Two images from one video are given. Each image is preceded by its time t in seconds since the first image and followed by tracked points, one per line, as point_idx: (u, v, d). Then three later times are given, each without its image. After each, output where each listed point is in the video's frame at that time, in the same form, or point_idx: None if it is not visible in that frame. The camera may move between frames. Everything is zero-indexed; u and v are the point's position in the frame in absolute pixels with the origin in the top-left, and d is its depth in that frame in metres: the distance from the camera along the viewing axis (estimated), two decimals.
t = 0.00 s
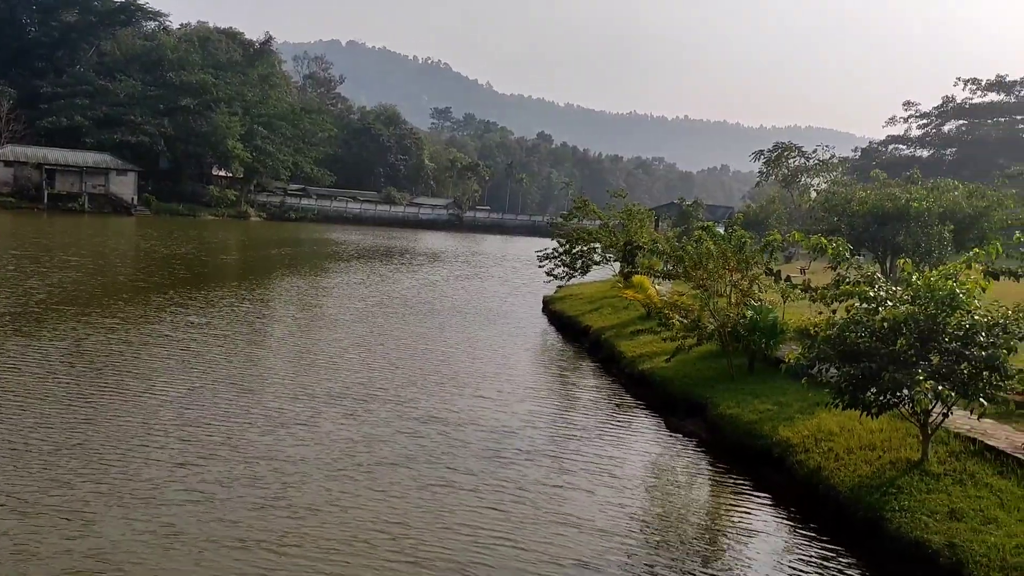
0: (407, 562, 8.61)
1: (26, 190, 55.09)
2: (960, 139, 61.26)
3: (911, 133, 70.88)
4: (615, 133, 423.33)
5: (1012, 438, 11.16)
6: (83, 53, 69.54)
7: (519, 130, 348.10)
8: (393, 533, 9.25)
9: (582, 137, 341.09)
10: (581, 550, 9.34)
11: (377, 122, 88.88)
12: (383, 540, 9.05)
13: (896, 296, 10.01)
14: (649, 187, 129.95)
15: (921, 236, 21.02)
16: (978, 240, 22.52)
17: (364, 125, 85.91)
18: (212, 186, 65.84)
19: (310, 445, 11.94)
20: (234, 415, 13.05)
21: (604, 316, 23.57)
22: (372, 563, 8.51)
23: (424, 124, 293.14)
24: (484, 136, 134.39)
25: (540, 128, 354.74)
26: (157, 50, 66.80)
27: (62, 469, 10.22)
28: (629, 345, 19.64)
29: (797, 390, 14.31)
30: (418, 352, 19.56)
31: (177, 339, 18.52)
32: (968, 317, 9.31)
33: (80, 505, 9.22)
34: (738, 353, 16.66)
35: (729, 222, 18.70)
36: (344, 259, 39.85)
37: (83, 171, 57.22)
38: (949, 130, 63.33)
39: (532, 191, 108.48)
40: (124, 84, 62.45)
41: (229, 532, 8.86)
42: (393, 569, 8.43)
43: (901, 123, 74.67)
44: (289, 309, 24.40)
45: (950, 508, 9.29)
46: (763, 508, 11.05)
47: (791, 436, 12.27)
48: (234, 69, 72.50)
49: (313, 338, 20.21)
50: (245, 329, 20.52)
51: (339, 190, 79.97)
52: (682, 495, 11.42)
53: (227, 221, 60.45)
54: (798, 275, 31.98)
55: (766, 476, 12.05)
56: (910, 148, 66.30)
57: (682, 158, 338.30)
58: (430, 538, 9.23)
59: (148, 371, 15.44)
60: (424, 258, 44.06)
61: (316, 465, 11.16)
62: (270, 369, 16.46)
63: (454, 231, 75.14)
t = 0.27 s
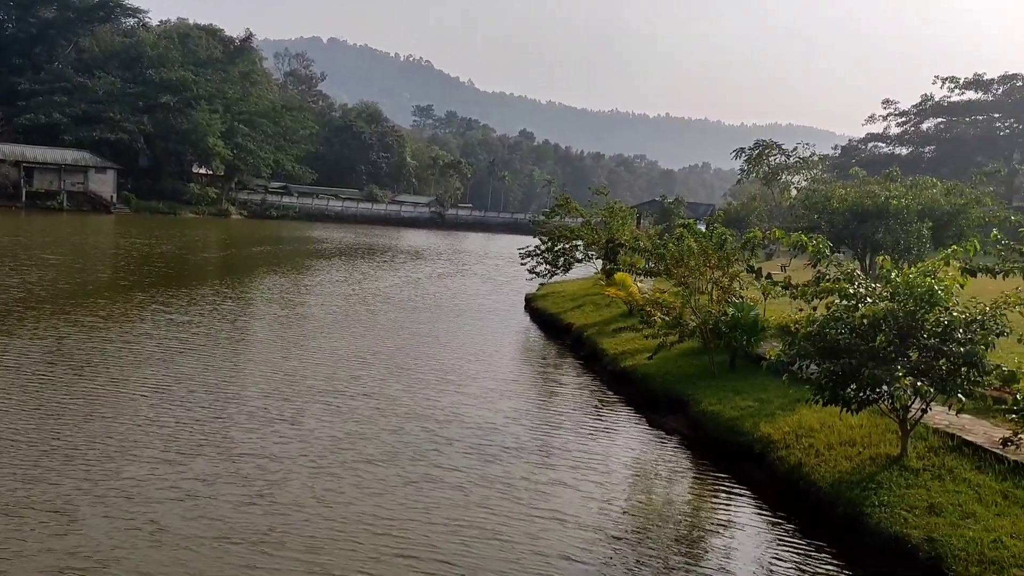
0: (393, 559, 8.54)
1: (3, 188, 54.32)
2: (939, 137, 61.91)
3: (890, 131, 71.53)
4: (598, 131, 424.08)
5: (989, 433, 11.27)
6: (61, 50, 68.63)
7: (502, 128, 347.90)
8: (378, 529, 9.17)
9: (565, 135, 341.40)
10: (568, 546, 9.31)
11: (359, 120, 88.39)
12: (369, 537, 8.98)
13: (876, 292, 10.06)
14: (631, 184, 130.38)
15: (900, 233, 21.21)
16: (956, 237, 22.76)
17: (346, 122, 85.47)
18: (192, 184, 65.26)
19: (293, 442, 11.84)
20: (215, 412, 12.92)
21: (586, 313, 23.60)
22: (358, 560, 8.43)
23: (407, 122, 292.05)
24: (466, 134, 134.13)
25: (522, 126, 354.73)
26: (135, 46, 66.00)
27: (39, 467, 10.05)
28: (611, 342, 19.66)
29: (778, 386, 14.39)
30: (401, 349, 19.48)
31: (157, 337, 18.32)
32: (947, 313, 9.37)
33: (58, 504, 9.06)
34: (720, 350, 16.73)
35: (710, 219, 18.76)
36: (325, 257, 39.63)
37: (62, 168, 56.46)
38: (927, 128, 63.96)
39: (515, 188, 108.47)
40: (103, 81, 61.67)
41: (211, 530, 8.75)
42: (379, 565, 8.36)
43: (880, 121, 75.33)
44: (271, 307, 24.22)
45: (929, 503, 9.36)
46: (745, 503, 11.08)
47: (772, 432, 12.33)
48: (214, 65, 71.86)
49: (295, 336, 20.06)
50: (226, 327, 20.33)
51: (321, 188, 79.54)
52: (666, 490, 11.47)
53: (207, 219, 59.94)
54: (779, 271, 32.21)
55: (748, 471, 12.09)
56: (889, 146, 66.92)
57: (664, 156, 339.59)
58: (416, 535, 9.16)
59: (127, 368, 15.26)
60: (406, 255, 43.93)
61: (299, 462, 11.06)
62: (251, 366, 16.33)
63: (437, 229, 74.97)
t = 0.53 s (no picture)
0: (389, 555, 8.56)
1: None
2: (929, 135, 62.22)
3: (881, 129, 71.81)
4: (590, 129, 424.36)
5: (980, 429, 11.35)
6: (51, 48, 68.24)
7: (494, 126, 347.76)
8: (374, 527, 9.17)
9: (557, 133, 341.49)
10: (564, 543, 9.32)
11: (351, 118, 88.20)
12: (365, 534, 8.97)
13: (867, 289, 10.11)
14: (623, 182, 130.58)
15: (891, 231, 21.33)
16: (946, 234, 22.90)
17: (337, 121, 85.27)
18: (183, 182, 65.05)
19: (287, 440, 11.82)
20: (209, 411, 12.90)
21: (579, 311, 23.64)
22: (354, 558, 8.41)
23: (399, 119, 291.58)
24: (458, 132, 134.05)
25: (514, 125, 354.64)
26: (126, 44, 65.64)
27: (33, 467, 10.01)
28: (604, 340, 19.70)
29: (770, 384, 14.44)
30: (394, 348, 19.47)
31: (150, 336, 18.27)
32: (937, 310, 9.41)
33: (53, 503, 9.05)
34: (712, 348, 16.79)
35: (702, 217, 18.81)
36: (318, 256, 39.57)
37: (52, 167, 56.16)
38: (917, 125, 64.24)
39: (508, 187, 108.50)
40: (93, 79, 61.33)
41: (206, 529, 8.72)
42: (376, 563, 8.35)
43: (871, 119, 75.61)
44: (263, 305, 24.18)
45: (919, 500, 9.42)
46: (737, 500, 11.13)
47: (764, 429, 12.38)
48: (205, 64, 71.58)
49: (288, 334, 20.03)
50: (218, 326, 20.28)
51: (313, 187, 79.38)
52: (659, 486, 11.55)
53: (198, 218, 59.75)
54: (770, 269, 32.37)
55: (740, 468, 12.14)
56: (880, 144, 67.18)
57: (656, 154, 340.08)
58: (413, 532, 9.15)
59: (120, 367, 15.22)
60: (398, 254, 43.95)
61: (294, 460, 11.04)
62: (245, 365, 16.30)
63: (430, 227, 74.92)
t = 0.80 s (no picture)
0: (396, 552, 8.58)
1: None
2: (935, 133, 61.98)
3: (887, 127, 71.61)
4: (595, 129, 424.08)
5: (987, 428, 11.30)
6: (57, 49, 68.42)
7: (499, 126, 347.72)
8: (383, 525, 9.15)
9: (562, 132, 341.28)
10: (571, 542, 9.29)
11: (355, 118, 88.28)
12: (374, 533, 8.95)
13: (873, 288, 10.08)
14: (628, 182, 130.45)
15: (897, 229, 21.28)
16: (952, 233, 22.82)
17: (342, 121, 85.34)
18: (189, 183, 65.20)
19: (294, 439, 11.82)
20: (216, 409, 12.91)
21: (584, 310, 23.63)
22: (363, 557, 8.38)
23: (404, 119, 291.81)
24: (463, 132, 134.07)
25: (519, 125, 354.55)
26: (132, 45, 65.76)
27: (40, 466, 10.02)
28: (610, 339, 19.66)
29: (776, 383, 14.40)
30: (400, 348, 19.45)
31: (157, 336, 18.30)
32: (943, 309, 9.38)
33: (64, 500, 9.10)
34: (717, 347, 16.75)
35: (708, 217, 18.78)
36: (323, 256, 39.60)
37: (58, 168, 56.32)
38: (923, 124, 64.03)
39: (512, 186, 108.47)
40: (99, 80, 61.52)
41: (214, 528, 8.71)
42: (385, 562, 8.32)
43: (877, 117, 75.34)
44: (269, 305, 24.20)
45: (926, 499, 9.38)
46: (743, 499, 11.09)
47: (770, 429, 12.34)
48: (211, 64, 71.70)
49: (294, 334, 20.04)
50: (224, 326, 20.31)
51: (318, 187, 79.47)
52: (666, 484, 11.54)
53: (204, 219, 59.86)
54: (776, 268, 32.33)
55: (745, 468, 12.11)
56: (886, 142, 66.94)
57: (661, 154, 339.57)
58: (421, 531, 9.13)
59: (127, 367, 15.25)
60: (403, 254, 43.96)
61: (302, 458, 11.03)
62: (251, 364, 16.30)
63: (434, 227, 74.96)
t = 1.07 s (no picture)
0: (414, 549, 8.62)
1: (19, 190, 54.79)
2: (953, 133, 61.42)
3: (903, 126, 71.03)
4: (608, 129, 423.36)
5: (1006, 430, 11.18)
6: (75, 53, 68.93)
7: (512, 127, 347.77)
8: (401, 525, 9.14)
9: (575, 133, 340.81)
10: (591, 542, 9.26)
11: (370, 119, 88.53)
12: (393, 532, 8.94)
13: (890, 289, 10.00)
14: (642, 182, 130.12)
15: (915, 229, 21.08)
16: (970, 233, 22.62)
17: (356, 122, 85.60)
18: (204, 184, 65.65)
19: (312, 437, 11.87)
20: (233, 408, 12.99)
21: (598, 311, 23.59)
22: (382, 555, 8.38)
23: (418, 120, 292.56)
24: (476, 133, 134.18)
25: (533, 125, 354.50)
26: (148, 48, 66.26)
27: (61, 462, 10.11)
28: (623, 340, 19.61)
29: (791, 384, 14.32)
30: (416, 347, 19.51)
31: (175, 335, 18.45)
32: (962, 309, 9.29)
33: (88, 496, 9.20)
34: (732, 348, 16.66)
35: (722, 217, 18.70)
36: (337, 257, 39.75)
37: (76, 170, 56.83)
38: (940, 123, 63.46)
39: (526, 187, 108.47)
40: (116, 83, 62.03)
41: (234, 525, 8.75)
42: (404, 561, 8.32)
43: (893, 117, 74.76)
44: (285, 305, 24.32)
45: (944, 501, 9.29)
46: (759, 500, 11.02)
47: (785, 430, 12.27)
48: (226, 67, 72.13)
49: (310, 334, 20.15)
50: (241, 325, 20.42)
51: (332, 188, 79.77)
52: (682, 485, 11.52)
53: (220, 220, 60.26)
54: (790, 269, 32.14)
55: (760, 469, 12.04)
56: (903, 141, 66.40)
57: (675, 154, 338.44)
58: (440, 531, 9.12)
59: (145, 365, 15.37)
60: (417, 254, 44.06)
61: (319, 457, 11.06)
62: (269, 364, 16.41)
63: (448, 228, 75.14)
